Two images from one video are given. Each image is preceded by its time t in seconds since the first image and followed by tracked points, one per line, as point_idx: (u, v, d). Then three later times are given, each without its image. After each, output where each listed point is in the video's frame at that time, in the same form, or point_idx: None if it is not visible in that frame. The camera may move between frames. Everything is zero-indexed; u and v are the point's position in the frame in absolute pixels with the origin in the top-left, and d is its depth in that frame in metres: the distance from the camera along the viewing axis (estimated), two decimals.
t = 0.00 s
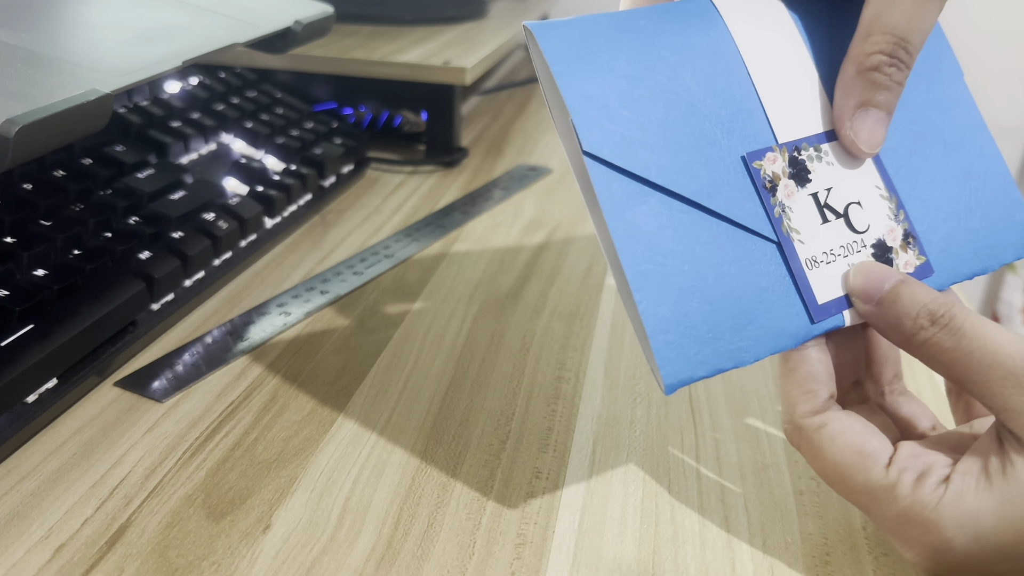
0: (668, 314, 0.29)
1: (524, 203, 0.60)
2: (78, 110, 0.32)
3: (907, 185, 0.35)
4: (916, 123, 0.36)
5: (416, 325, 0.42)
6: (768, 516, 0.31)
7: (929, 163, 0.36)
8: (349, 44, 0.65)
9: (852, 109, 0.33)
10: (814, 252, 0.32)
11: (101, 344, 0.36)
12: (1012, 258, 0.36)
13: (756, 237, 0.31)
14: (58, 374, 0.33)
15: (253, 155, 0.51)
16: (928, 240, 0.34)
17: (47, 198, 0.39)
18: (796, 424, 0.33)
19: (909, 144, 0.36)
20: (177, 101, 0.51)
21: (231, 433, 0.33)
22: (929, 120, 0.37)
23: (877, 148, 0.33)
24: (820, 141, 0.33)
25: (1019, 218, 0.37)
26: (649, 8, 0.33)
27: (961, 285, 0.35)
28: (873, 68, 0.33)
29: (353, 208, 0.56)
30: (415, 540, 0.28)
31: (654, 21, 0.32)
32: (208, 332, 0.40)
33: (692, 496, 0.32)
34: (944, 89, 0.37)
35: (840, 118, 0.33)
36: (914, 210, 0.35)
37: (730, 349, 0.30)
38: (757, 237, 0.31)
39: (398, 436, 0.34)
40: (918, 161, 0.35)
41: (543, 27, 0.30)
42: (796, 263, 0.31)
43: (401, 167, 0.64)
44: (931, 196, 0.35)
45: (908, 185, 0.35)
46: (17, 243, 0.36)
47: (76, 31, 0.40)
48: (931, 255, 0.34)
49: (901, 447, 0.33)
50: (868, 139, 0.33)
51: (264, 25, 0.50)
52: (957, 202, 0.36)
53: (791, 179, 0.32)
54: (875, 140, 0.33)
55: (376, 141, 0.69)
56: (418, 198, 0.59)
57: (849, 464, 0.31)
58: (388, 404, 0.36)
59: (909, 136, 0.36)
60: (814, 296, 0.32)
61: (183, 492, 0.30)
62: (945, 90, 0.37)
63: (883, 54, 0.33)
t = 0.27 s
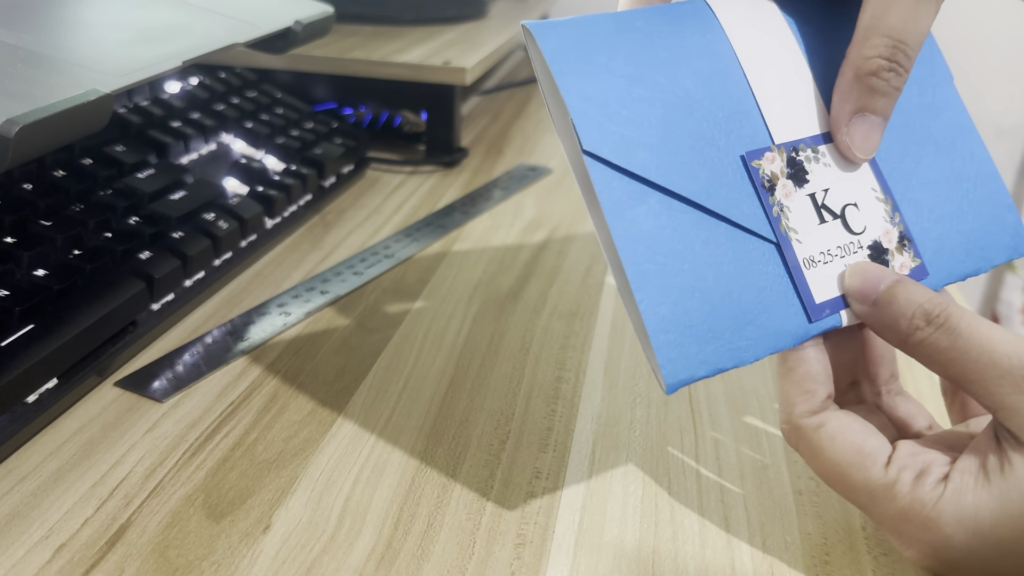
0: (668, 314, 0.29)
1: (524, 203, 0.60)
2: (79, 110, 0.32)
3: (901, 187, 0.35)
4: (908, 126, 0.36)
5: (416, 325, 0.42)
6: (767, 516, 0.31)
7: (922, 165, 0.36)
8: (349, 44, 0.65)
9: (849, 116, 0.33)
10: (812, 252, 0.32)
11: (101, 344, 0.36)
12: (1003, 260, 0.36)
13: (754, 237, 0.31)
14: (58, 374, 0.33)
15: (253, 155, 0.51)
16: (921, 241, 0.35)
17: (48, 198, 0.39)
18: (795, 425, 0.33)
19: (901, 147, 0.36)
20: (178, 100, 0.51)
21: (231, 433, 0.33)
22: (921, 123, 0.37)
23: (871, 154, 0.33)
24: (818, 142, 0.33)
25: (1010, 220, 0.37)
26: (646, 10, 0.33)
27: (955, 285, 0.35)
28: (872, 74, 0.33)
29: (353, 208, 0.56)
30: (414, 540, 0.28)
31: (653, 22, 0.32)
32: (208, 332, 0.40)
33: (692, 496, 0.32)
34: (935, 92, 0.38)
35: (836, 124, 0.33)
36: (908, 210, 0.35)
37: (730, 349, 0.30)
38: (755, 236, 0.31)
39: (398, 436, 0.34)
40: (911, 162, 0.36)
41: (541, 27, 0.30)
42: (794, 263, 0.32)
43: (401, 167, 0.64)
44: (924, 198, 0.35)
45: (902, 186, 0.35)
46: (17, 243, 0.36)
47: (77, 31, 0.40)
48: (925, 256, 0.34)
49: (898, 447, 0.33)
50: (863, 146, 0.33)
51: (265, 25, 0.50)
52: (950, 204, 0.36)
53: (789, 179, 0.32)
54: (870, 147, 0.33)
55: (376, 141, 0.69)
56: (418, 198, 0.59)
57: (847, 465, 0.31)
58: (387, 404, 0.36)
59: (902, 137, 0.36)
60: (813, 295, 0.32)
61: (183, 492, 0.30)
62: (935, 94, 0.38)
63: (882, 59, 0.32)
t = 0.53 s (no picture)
0: (664, 319, 0.29)
1: (524, 203, 0.60)
2: (79, 110, 0.32)
3: (896, 189, 0.35)
4: (902, 127, 0.36)
5: (416, 325, 0.42)
6: (768, 517, 0.31)
7: (916, 166, 0.36)
8: (349, 44, 0.65)
9: (841, 120, 0.33)
10: (807, 254, 0.32)
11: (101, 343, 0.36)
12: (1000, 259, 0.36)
13: (749, 241, 0.31)
14: (58, 373, 0.33)
15: (253, 155, 0.51)
16: (917, 241, 0.35)
17: (47, 198, 0.39)
18: (791, 428, 0.33)
19: (896, 148, 0.36)
20: (177, 100, 0.51)
21: (231, 433, 0.33)
22: (915, 124, 0.37)
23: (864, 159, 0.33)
24: (811, 145, 0.33)
25: (1007, 218, 0.37)
26: (636, 15, 0.33)
27: (951, 285, 0.35)
28: (864, 78, 0.33)
29: (353, 208, 0.56)
30: (415, 540, 0.28)
31: (642, 27, 0.32)
32: (208, 332, 0.40)
33: (692, 496, 0.32)
34: (929, 93, 0.38)
35: (828, 128, 0.33)
36: (903, 211, 0.35)
37: (726, 354, 0.30)
38: (750, 241, 0.31)
39: (398, 436, 0.34)
40: (906, 163, 0.36)
41: (533, 35, 0.30)
42: (788, 266, 0.32)
43: (401, 167, 0.64)
44: (919, 199, 0.35)
45: (897, 187, 0.35)
46: (18, 243, 0.36)
47: (77, 31, 0.40)
48: (921, 257, 0.34)
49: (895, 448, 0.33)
50: (855, 151, 0.33)
51: (265, 25, 0.50)
52: (946, 205, 0.36)
53: (782, 182, 0.32)
54: (863, 152, 0.33)
55: (376, 141, 0.69)
56: (417, 198, 0.59)
57: (844, 467, 0.31)
58: (387, 405, 0.36)
59: (897, 138, 0.36)
60: (809, 298, 0.32)
61: (183, 492, 0.30)
62: (929, 95, 0.38)
63: (873, 63, 0.33)
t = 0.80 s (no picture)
0: (659, 319, 0.29)
1: (524, 203, 0.60)
2: (79, 110, 0.32)
3: (893, 185, 0.35)
4: (898, 124, 0.36)
5: (416, 325, 0.42)
6: (768, 517, 0.31)
7: (914, 162, 0.36)
8: (349, 43, 0.65)
9: (834, 119, 0.33)
10: (803, 252, 0.32)
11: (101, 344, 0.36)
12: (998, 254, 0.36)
13: (743, 241, 0.31)
14: (58, 373, 0.33)
15: (253, 155, 0.51)
16: (916, 237, 0.34)
17: (48, 199, 0.39)
18: (786, 427, 0.33)
19: (892, 145, 0.36)
20: (177, 100, 0.51)
21: (231, 433, 0.33)
22: (911, 120, 0.37)
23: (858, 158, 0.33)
24: (805, 144, 0.33)
25: (1004, 212, 0.37)
26: (628, 18, 0.33)
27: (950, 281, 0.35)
28: (858, 76, 0.33)
29: (353, 208, 0.56)
30: (414, 540, 0.28)
31: (633, 29, 0.32)
32: (208, 332, 0.40)
33: (692, 496, 0.32)
34: (925, 89, 0.38)
35: (822, 127, 0.33)
36: (901, 207, 0.35)
37: (722, 354, 0.30)
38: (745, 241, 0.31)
39: (398, 436, 0.34)
40: (903, 159, 0.36)
41: (524, 40, 0.30)
42: (783, 266, 0.31)
43: (401, 167, 0.64)
44: (917, 194, 0.35)
45: (894, 184, 0.35)
46: (18, 243, 0.36)
47: (77, 31, 0.40)
48: (920, 253, 0.34)
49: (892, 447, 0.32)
50: (849, 150, 0.33)
51: (265, 25, 0.50)
52: (944, 199, 0.36)
53: (776, 181, 0.32)
54: (857, 151, 0.33)
55: (376, 141, 0.69)
56: (417, 198, 0.59)
57: (839, 465, 0.31)
58: (387, 405, 0.36)
59: (893, 135, 0.36)
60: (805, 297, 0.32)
61: (182, 492, 0.30)
62: (925, 90, 0.38)
63: (867, 61, 0.32)
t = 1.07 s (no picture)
0: (662, 317, 0.29)
1: (524, 203, 0.60)
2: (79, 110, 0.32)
3: (882, 183, 0.35)
4: (884, 123, 0.37)
5: (416, 325, 0.42)
6: (768, 517, 0.31)
7: (900, 159, 0.36)
8: (349, 43, 0.65)
9: (819, 118, 0.33)
10: (802, 243, 0.32)
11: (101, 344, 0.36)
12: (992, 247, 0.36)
13: (739, 238, 0.31)
14: (58, 373, 0.33)
15: (253, 155, 0.51)
16: (909, 233, 0.34)
17: (48, 199, 0.39)
18: (789, 423, 0.33)
19: (878, 143, 0.36)
20: (177, 100, 0.51)
21: (231, 433, 0.33)
22: (895, 118, 0.37)
23: (845, 156, 0.33)
24: (794, 142, 0.33)
25: (994, 204, 0.37)
26: (609, 27, 0.33)
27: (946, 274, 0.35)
28: (841, 76, 0.33)
29: (353, 208, 0.56)
30: (414, 540, 0.28)
31: (617, 34, 0.32)
32: (208, 332, 0.40)
33: (693, 496, 0.32)
34: (907, 88, 0.38)
35: (808, 126, 0.33)
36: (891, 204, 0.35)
37: (726, 349, 0.30)
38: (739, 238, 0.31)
39: (397, 436, 0.34)
40: (889, 157, 0.36)
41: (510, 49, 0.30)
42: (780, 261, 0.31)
43: (401, 167, 0.64)
44: (906, 190, 0.35)
45: (883, 181, 0.35)
46: (18, 243, 0.36)
47: (77, 31, 0.40)
48: (914, 248, 0.34)
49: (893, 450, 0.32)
50: (835, 149, 0.33)
51: (265, 25, 0.50)
52: (933, 194, 0.36)
53: (769, 176, 0.32)
54: (842, 150, 0.33)
55: (376, 141, 0.69)
56: (417, 198, 0.59)
57: (842, 464, 0.31)
58: (387, 405, 0.36)
59: (879, 133, 0.36)
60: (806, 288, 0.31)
61: (182, 492, 0.30)
62: (907, 89, 0.38)
63: (851, 60, 0.33)
